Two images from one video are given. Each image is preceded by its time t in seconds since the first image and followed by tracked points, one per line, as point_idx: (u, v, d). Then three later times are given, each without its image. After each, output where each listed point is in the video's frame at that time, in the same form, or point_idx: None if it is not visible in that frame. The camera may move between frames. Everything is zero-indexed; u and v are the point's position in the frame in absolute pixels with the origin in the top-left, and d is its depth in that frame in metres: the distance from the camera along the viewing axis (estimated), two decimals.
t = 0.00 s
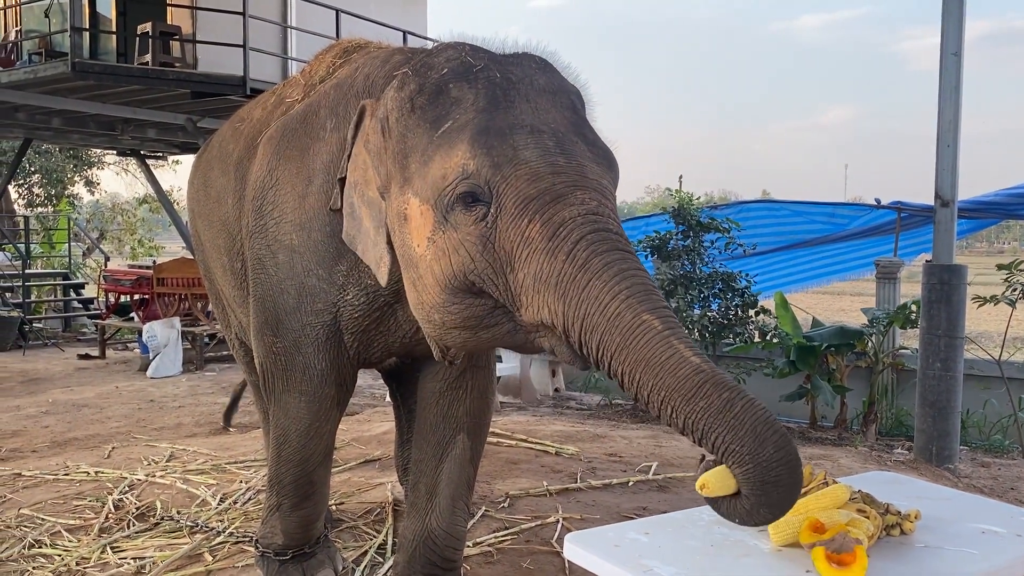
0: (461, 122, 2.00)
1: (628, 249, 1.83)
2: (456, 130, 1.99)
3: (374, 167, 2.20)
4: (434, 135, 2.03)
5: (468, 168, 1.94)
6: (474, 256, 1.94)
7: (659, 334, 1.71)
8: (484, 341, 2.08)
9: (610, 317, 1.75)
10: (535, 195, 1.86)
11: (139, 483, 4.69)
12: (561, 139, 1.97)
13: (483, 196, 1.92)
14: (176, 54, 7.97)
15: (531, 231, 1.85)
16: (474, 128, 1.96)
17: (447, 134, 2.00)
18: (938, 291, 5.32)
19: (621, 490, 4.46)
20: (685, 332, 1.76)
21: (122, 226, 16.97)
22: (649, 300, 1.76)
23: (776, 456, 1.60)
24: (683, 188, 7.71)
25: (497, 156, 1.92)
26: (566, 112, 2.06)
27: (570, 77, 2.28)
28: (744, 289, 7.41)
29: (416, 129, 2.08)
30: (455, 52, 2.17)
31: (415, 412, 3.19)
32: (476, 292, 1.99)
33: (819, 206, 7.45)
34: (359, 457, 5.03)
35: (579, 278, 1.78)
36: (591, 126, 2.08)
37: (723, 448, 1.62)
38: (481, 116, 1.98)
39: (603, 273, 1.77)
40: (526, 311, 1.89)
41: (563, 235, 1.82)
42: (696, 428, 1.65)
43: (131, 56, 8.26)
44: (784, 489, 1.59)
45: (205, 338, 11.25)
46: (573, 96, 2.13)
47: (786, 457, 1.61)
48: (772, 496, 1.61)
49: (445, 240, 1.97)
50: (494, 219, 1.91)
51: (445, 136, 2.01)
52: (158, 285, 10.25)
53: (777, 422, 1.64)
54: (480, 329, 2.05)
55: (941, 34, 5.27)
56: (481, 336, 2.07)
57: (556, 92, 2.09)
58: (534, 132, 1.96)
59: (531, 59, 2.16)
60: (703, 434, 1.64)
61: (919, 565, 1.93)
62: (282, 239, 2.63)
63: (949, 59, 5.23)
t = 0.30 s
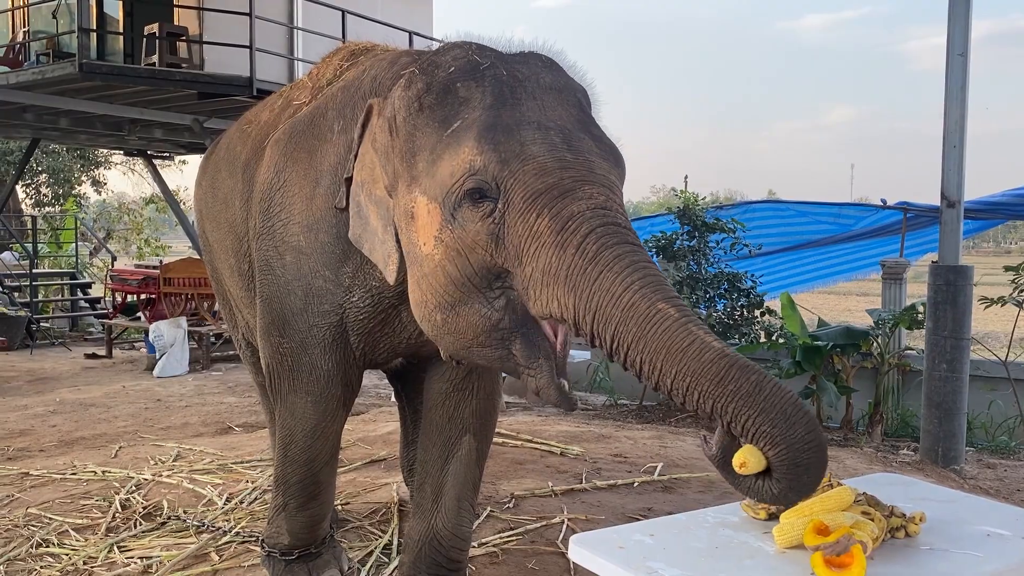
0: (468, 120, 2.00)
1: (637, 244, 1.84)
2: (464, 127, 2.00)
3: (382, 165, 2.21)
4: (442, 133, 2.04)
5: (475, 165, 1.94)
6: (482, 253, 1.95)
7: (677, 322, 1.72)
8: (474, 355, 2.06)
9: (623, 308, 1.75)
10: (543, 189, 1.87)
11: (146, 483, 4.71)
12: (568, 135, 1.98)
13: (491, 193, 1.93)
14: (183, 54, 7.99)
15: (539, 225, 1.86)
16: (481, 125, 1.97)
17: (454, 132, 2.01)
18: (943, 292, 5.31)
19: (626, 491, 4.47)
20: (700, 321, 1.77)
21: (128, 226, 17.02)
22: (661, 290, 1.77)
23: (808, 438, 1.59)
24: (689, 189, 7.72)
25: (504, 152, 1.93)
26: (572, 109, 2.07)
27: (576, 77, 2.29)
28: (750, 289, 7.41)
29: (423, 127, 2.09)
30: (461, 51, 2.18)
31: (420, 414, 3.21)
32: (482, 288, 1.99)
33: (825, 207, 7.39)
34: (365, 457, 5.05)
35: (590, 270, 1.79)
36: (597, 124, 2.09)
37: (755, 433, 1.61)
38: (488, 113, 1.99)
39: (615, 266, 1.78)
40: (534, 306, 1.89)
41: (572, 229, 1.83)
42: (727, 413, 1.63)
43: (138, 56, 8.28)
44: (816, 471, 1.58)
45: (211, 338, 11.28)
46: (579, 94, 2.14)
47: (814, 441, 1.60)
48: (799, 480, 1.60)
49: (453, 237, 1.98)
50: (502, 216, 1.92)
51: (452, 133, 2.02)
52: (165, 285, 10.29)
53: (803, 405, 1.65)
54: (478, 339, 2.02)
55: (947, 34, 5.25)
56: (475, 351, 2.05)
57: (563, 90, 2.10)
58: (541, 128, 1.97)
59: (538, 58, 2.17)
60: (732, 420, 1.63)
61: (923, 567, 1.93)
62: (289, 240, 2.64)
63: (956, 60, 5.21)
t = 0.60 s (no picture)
0: (473, 120, 2.01)
1: (644, 243, 1.84)
2: (469, 127, 2.00)
3: (387, 165, 2.21)
4: (447, 133, 2.04)
5: (480, 165, 1.94)
6: (487, 253, 1.95)
7: (697, 312, 1.72)
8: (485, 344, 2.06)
9: (637, 305, 1.75)
10: (549, 190, 1.87)
11: (152, 480, 4.73)
12: (573, 135, 1.98)
13: (496, 193, 1.93)
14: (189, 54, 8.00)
15: (545, 226, 1.86)
16: (486, 126, 1.97)
17: (459, 132, 2.01)
18: (950, 292, 5.29)
19: (632, 490, 4.46)
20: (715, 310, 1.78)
21: (135, 225, 17.05)
22: (673, 285, 1.77)
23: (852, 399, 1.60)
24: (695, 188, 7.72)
25: (510, 153, 1.93)
26: (577, 109, 2.07)
27: (582, 76, 2.29)
28: (756, 288, 7.39)
29: (428, 127, 2.09)
30: (467, 51, 2.18)
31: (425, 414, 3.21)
32: (489, 288, 1.99)
33: (831, 206, 7.35)
34: (371, 455, 5.06)
35: (599, 271, 1.79)
36: (602, 123, 2.09)
37: (798, 408, 1.59)
38: (493, 114, 1.99)
39: (625, 264, 1.78)
40: (542, 307, 1.89)
41: (579, 230, 1.83)
42: (767, 391, 1.61)
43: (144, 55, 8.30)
44: (865, 429, 1.59)
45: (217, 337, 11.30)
46: (584, 93, 2.14)
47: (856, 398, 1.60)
48: (857, 439, 1.59)
49: (458, 238, 1.98)
50: (508, 216, 1.92)
51: (457, 134, 2.02)
52: (171, 284, 10.31)
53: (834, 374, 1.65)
54: (485, 330, 2.03)
55: (954, 32, 5.24)
56: (485, 339, 2.04)
57: (568, 89, 2.10)
58: (546, 128, 1.97)
59: (543, 58, 2.17)
60: (772, 400, 1.61)
61: (930, 567, 1.92)
62: (295, 238, 2.65)
63: (963, 58, 5.20)
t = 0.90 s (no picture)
0: (484, 119, 2.01)
1: (654, 248, 1.85)
2: (479, 125, 2.01)
3: (396, 162, 2.22)
4: (457, 131, 2.04)
5: (491, 165, 1.95)
6: (497, 252, 1.96)
7: (705, 325, 1.75)
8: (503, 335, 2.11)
9: (645, 311, 1.77)
10: (560, 191, 1.87)
11: (160, 478, 4.75)
12: (583, 135, 1.98)
13: (506, 193, 1.94)
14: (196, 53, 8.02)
15: (556, 228, 1.87)
16: (497, 125, 1.98)
17: (469, 130, 2.02)
18: (957, 289, 5.28)
19: (638, 487, 4.47)
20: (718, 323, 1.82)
21: (141, 223, 17.10)
22: (681, 295, 1.79)
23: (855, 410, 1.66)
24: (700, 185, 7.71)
25: (520, 153, 1.93)
26: (586, 108, 2.07)
27: (590, 74, 2.29)
28: (762, 286, 7.39)
29: (438, 125, 2.09)
30: (477, 49, 2.18)
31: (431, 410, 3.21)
32: (495, 288, 2.02)
33: (837, 204, 7.33)
34: (377, 452, 5.07)
35: (610, 275, 1.80)
36: (612, 123, 2.10)
37: (799, 421, 1.65)
38: (504, 113, 1.99)
39: (637, 270, 1.79)
40: (551, 307, 1.90)
41: (590, 233, 1.83)
42: (769, 405, 1.66)
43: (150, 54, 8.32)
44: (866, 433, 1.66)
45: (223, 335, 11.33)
46: (594, 92, 2.14)
47: (860, 400, 1.68)
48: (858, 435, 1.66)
49: (468, 236, 1.99)
50: (518, 216, 1.93)
51: (466, 132, 2.02)
52: (178, 283, 10.34)
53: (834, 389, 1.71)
54: (501, 323, 2.07)
55: (960, 29, 5.21)
56: (503, 330, 2.09)
57: (578, 88, 2.10)
58: (557, 128, 1.97)
59: (553, 56, 2.18)
60: (771, 416, 1.66)
61: (937, 565, 1.92)
62: (303, 237, 2.66)
63: (969, 55, 5.17)
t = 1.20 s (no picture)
0: (495, 120, 2.01)
1: (664, 257, 1.85)
2: (491, 126, 2.00)
3: (406, 162, 2.21)
4: (468, 132, 2.04)
5: (502, 166, 1.94)
6: (507, 253, 1.96)
7: (703, 346, 1.74)
8: (495, 350, 2.08)
9: (647, 322, 1.76)
10: (571, 195, 1.87)
11: (166, 477, 4.76)
12: (594, 137, 1.98)
13: (517, 195, 1.93)
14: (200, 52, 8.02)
15: (565, 231, 1.86)
16: (508, 126, 1.97)
17: (481, 131, 2.01)
18: (963, 286, 5.26)
19: (644, 485, 4.47)
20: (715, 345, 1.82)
21: (146, 222, 17.13)
22: (685, 309, 1.78)
23: (837, 450, 1.67)
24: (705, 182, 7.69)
25: (532, 155, 1.93)
26: (597, 109, 2.07)
27: (600, 75, 2.29)
28: (767, 283, 7.38)
29: (449, 125, 2.09)
30: (488, 48, 2.18)
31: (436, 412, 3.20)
32: (498, 291, 2.01)
33: (844, 200, 7.41)
34: (383, 451, 5.08)
35: (617, 282, 1.79)
36: (622, 124, 2.09)
37: (777, 456, 1.66)
38: (515, 114, 1.99)
39: (644, 278, 1.79)
40: (557, 311, 1.89)
41: (600, 238, 1.83)
42: (746, 438, 1.68)
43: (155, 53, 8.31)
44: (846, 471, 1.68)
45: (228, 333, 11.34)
46: (604, 93, 2.14)
47: (844, 438, 1.69)
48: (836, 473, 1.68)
49: (477, 237, 1.99)
50: (528, 218, 1.92)
51: (478, 133, 2.02)
52: (183, 281, 10.35)
53: (824, 424, 1.72)
54: (496, 339, 2.06)
55: (968, 24, 5.20)
56: (498, 346, 2.07)
57: (589, 90, 2.10)
58: (568, 130, 1.97)
59: (564, 56, 2.17)
60: (750, 448, 1.68)
61: (947, 563, 1.92)
62: (311, 236, 2.66)
63: (977, 51, 5.17)
